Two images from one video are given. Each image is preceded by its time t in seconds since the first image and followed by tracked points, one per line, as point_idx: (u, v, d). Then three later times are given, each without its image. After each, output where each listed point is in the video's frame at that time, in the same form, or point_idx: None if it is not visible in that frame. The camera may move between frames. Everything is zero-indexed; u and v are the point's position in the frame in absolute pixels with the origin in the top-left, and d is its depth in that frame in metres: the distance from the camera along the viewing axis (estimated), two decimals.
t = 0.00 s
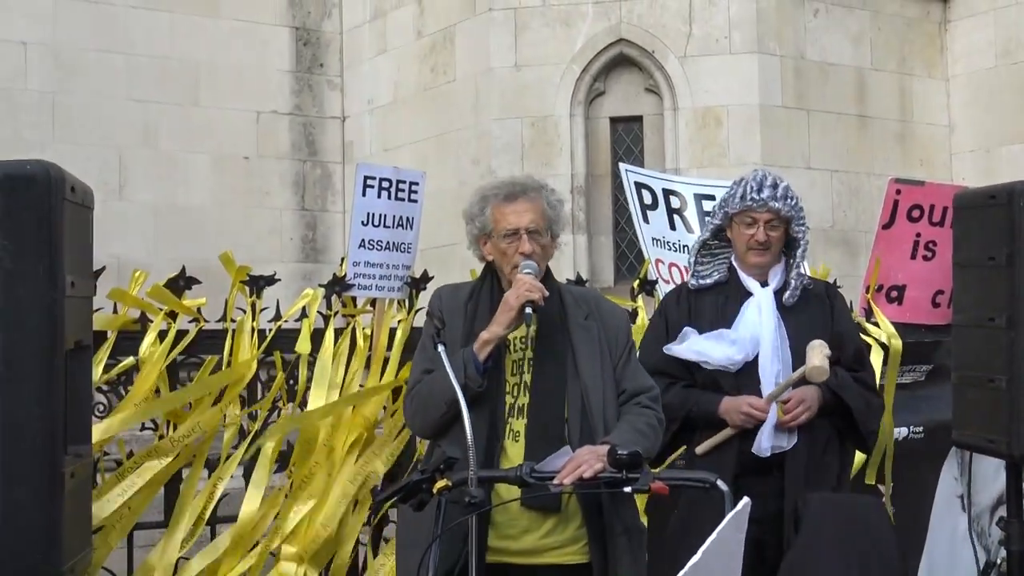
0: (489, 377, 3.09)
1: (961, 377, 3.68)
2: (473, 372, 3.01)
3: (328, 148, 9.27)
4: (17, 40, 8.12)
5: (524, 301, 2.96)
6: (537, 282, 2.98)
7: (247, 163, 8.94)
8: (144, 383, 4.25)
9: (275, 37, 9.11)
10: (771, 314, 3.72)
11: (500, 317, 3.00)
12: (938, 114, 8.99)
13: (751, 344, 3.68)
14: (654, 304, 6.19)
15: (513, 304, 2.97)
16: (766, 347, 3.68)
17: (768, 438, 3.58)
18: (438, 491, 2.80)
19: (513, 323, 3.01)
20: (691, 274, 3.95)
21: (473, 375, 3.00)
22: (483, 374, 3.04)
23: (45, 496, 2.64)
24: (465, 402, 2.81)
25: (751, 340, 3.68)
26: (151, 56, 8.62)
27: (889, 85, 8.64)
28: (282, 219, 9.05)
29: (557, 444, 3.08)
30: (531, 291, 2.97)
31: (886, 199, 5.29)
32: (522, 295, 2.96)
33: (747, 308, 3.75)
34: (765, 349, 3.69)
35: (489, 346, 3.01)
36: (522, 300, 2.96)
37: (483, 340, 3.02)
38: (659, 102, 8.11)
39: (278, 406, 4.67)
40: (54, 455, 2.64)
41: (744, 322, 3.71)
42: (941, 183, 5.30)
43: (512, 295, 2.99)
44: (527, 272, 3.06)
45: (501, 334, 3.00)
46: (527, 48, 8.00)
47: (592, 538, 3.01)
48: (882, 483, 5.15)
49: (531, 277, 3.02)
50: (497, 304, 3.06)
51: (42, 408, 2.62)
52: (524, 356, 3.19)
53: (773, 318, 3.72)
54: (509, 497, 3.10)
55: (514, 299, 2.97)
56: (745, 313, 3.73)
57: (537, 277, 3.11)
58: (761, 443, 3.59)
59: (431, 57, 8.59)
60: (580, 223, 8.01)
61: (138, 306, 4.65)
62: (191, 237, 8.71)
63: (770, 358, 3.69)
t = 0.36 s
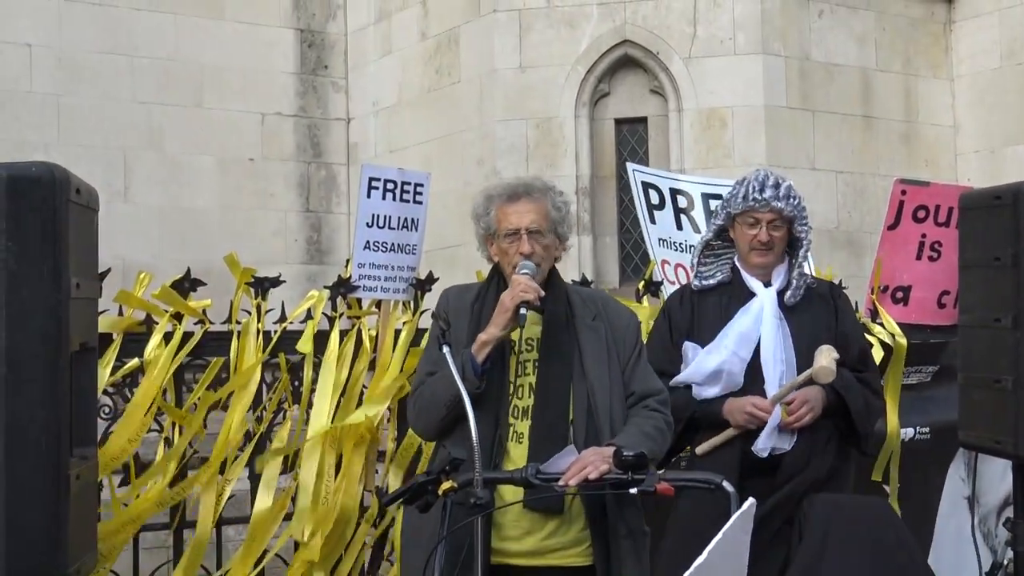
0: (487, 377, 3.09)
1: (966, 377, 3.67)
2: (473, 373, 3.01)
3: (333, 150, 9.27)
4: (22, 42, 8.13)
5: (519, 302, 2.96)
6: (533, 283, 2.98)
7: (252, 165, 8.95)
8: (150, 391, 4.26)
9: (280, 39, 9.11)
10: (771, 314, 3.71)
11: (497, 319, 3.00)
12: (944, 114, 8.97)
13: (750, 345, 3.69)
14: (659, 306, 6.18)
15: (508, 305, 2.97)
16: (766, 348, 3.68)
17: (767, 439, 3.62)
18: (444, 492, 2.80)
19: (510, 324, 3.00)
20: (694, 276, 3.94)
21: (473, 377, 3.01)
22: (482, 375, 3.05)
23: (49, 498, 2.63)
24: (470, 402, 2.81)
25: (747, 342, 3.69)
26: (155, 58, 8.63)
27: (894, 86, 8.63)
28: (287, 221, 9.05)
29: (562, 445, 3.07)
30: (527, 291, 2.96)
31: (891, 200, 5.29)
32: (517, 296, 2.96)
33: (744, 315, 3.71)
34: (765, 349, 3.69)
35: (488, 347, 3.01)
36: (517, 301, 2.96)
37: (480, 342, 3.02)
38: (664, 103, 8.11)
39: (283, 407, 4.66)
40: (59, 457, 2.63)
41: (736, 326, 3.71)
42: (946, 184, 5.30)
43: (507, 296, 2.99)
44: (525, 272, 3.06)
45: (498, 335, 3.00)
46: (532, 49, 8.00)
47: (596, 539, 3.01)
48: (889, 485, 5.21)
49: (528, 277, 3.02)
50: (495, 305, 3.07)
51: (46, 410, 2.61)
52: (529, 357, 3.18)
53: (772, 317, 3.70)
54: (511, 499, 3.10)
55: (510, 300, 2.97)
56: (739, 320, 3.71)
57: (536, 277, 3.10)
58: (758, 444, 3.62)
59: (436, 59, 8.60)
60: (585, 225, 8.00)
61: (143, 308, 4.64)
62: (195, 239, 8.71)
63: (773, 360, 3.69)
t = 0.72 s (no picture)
0: (486, 379, 3.09)
1: (970, 377, 3.66)
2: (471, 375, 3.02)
3: (335, 153, 9.27)
4: (24, 47, 8.14)
5: (514, 303, 2.95)
6: (528, 284, 2.96)
7: (255, 168, 8.95)
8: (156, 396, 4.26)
9: (282, 43, 9.12)
10: (775, 315, 3.71)
11: (493, 321, 2.99)
12: (947, 114, 8.96)
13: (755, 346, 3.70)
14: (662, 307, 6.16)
15: (504, 307, 2.96)
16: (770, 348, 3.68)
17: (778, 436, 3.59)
18: (446, 494, 2.80)
19: (506, 326, 3.00)
20: (697, 276, 3.94)
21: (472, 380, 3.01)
22: (478, 377, 3.04)
23: (50, 502, 2.61)
24: (473, 405, 2.80)
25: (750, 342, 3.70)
26: (157, 61, 8.64)
27: (897, 85, 8.62)
28: (291, 224, 9.05)
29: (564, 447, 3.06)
30: (522, 293, 2.95)
31: (895, 200, 5.26)
32: (512, 298, 2.95)
33: (745, 314, 3.73)
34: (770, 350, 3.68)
35: (485, 349, 3.01)
36: (512, 302, 2.95)
37: (478, 343, 3.02)
38: (666, 104, 8.10)
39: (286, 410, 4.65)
40: (60, 461, 2.62)
41: (740, 329, 3.72)
42: (949, 183, 5.29)
43: (503, 297, 2.98)
44: (521, 273, 3.07)
45: (495, 338, 3.00)
46: (533, 51, 8.00)
47: (599, 541, 3.01)
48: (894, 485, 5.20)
49: (525, 278, 3.01)
50: (494, 307, 3.06)
51: (47, 414, 2.60)
52: (532, 358, 3.18)
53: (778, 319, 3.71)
54: (514, 501, 3.08)
55: (505, 303, 2.96)
56: (743, 321, 3.72)
57: (532, 280, 3.11)
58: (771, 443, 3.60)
59: (438, 61, 8.60)
60: (588, 226, 7.99)
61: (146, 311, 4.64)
62: (198, 242, 8.71)
63: (775, 362, 3.67)
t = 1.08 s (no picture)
0: (485, 377, 3.09)
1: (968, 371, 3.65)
2: (471, 375, 3.03)
3: (333, 154, 9.27)
4: (20, 50, 8.13)
5: (516, 303, 2.94)
6: (530, 284, 2.95)
7: (252, 170, 8.94)
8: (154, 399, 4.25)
9: (278, 44, 9.11)
10: (766, 312, 3.71)
11: (494, 320, 2.99)
12: (944, 109, 8.96)
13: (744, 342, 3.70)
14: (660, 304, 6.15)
15: (507, 307, 2.95)
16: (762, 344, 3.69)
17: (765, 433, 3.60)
18: (445, 495, 2.80)
19: (508, 325, 2.99)
20: (690, 268, 3.99)
21: (472, 379, 3.02)
22: (479, 377, 3.05)
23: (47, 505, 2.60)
24: (470, 404, 2.79)
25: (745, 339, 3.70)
26: (154, 64, 8.63)
27: (894, 81, 8.61)
28: (289, 225, 9.05)
29: (562, 444, 3.05)
30: (525, 293, 2.94)
31: (891, 195, 5.26)
32: (515, 297, 2.94)
33: (739, 313, 3.72)
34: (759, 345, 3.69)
35: (486, 348, 3.01)
36: (515, 302, 2.94)
37: (479, 343, 3.02)
38: (663, 103, 8.10)
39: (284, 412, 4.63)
40: (57, 464, 2.61)
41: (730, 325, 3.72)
42: (946, 178, 5.28)
43: (506, 297, 2.97)
44: (525, 272, 3.04)
45: (496, 336, 2.99)
46: (530, 50, 7.99)
47: (600, 538, 3.01)
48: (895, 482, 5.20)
49: (528, 278, 3.00)
50: (495, 306, 3.05)
51: (43, 417, 2.59)
52: (529, 356, 3.17)
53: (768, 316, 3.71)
54: (515, 499, 3.08)
55: (506, 302, 2.96)
56: (733, 318, 3.73)
57: (536, 278, 3.09)
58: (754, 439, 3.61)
59: (434, 61, 8.59)
60: (586, 225, 7.99)
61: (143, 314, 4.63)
62: (196, 244, 8.70)
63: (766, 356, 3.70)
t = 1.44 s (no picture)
0: (490, 374, 3.08)
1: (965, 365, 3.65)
2: (476, 370, 3.02)
3: (330, 149, 9.25)
4: (17, 46, 8.12)
5: (519, 298, 2.93)
6: (534, 279, 2.94)
7: (250, 165, 8.93)
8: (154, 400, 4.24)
9: (275, 39, 9.10)
10: (754, 303, 3.70)
11: (499, 315, 2.99)
12: (942, 104, 8.95)
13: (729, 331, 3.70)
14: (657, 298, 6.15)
15: (511, 302, 2.95)
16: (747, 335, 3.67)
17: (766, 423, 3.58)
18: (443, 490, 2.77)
19: (513, 321, 2.99)
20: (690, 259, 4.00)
21: (476, 374, 3.01)
22: (485, 371, 3.05)
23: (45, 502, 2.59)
24: (469, 400, 2.78)
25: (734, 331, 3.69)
26: (151, 59, 8.62)
27: (892, 76, 8.61)
28: (287, 221, 9.04)
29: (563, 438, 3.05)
30: (528, 288, 2.93)
31: (890, 189, 5.26)
32: (518, 293, 2.93)
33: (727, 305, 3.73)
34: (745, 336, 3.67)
35: (491, 343, 3.01)
36: (519, 297, 2.93)
37: (484, 338, 3.02)
38: (661, 97, 8.10)
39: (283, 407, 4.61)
40: (53, 462, 2.59)
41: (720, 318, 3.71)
42: (945, 172, 5.26)
43: (508, 292, 2.96)
44: (527, 268, 3.04)
45: (501, 332, 2.99)
46: (527, 45, 7.98)
47: (606, 533, 2.99)
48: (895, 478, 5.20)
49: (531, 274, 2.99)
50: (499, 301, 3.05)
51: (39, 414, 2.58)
52: (532, 352, 3.16)
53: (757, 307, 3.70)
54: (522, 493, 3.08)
55: (511, 297, 2.95)
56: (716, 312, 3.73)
57: (537, 274, 3.09)
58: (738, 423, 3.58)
59: (432, 56, 8.58)
60: (584, 220, 7.99)
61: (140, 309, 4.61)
62: (194, 240, 8.69)
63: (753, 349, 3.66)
